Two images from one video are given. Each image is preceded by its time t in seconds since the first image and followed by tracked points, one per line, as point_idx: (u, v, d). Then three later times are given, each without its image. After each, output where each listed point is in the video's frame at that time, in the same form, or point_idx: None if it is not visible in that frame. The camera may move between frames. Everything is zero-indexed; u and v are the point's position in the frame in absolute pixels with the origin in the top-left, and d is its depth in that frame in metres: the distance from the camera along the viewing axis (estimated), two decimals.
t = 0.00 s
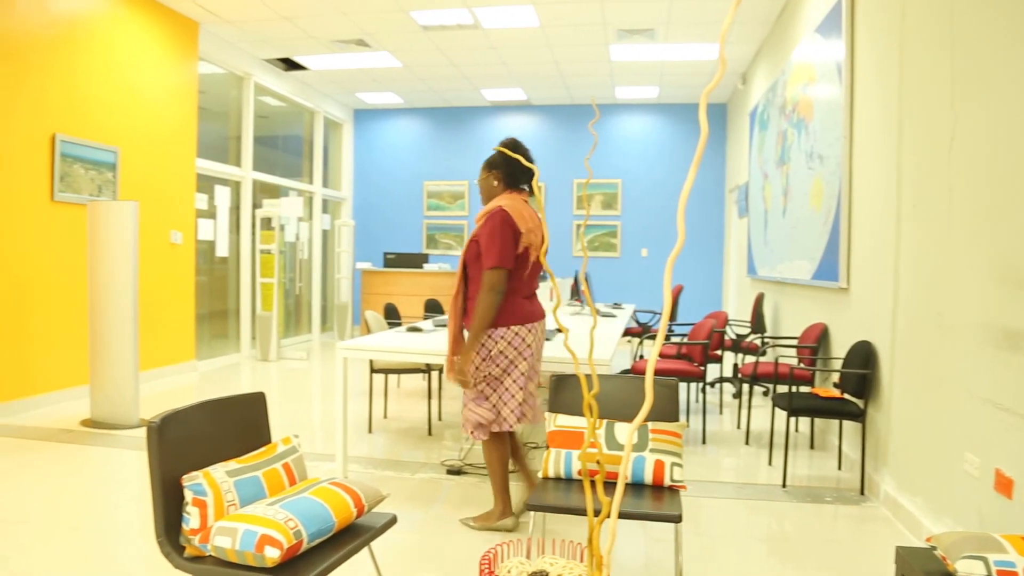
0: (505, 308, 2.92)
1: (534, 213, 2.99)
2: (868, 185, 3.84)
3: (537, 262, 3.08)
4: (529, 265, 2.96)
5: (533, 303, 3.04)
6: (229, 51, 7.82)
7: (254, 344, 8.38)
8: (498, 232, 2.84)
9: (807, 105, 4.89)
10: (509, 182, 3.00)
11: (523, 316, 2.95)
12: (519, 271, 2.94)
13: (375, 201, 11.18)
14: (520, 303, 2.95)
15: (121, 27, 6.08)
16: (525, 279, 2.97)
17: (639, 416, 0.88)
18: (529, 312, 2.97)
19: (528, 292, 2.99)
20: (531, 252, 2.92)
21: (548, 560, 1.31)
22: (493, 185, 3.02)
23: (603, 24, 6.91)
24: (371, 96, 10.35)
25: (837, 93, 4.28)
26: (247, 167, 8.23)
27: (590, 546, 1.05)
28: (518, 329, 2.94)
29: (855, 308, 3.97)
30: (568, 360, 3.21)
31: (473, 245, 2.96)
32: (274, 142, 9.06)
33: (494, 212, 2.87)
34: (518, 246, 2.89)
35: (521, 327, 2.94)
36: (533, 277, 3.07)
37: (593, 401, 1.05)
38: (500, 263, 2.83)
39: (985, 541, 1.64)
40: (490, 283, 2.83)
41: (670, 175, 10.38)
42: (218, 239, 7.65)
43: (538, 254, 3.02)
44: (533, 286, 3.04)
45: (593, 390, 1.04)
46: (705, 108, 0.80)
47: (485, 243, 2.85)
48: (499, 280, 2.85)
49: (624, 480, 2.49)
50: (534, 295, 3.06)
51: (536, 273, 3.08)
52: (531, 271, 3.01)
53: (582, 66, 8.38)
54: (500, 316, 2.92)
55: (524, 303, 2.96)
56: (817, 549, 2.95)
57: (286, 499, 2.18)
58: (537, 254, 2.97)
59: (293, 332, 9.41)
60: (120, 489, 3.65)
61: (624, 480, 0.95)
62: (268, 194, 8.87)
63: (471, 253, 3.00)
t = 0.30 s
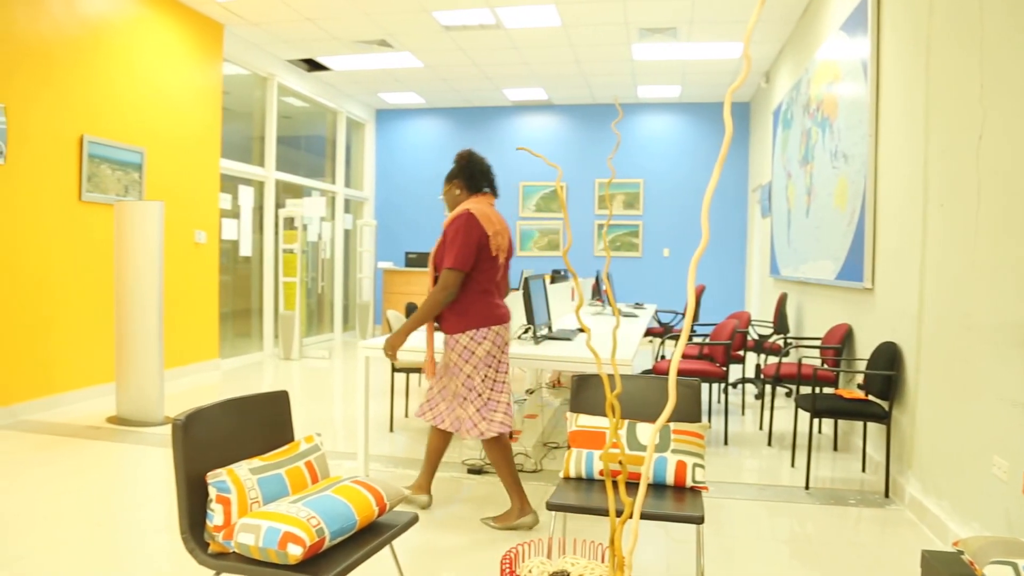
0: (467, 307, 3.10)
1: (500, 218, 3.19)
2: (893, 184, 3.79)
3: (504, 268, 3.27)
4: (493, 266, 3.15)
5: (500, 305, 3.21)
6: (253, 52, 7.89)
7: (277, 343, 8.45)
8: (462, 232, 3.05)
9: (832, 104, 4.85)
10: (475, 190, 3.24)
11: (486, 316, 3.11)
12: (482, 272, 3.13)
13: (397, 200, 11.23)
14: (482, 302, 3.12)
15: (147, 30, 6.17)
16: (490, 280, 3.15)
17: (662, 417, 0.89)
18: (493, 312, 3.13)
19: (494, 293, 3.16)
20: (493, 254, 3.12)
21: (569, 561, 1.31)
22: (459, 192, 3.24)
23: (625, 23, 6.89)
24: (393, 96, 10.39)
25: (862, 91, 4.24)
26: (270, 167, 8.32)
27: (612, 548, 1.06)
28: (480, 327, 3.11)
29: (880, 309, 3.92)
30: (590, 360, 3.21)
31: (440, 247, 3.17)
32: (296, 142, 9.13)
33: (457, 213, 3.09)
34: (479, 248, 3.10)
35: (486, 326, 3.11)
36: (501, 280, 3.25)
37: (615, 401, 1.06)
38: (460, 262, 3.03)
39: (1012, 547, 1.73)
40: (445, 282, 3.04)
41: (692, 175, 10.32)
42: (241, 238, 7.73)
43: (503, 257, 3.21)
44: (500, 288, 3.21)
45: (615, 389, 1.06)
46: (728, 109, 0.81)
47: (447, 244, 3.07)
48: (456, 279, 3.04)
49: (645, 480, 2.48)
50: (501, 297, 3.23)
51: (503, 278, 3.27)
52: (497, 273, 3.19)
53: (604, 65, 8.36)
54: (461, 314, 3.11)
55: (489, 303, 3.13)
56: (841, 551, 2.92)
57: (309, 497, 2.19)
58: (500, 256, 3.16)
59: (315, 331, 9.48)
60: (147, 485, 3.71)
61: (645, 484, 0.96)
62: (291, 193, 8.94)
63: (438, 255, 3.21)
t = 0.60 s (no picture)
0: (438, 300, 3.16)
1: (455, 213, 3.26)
2: (912, 184, 3.76)
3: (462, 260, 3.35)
4: (453, 259, 3.22)
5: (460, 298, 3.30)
6: (270, 53, 7.94)
7: (293, 342, 8.50)
8: (423, 230, 3.07)
9: (850, 102, 4.81)
10: (428, 187, 3.27)
11: (453, 308, 3.19)
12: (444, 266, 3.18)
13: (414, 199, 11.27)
14: (447, 296, 3.19)
15: (166, 31, 6.22)
16: (451, 274, 3.22)
17: (680, 416, 0.88)
18: (456, 304, 3.21)
19: (455, 285, 3.24)
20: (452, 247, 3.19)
21: (585, 561, 1.32)
22: (412, 191, 3.26)
23: (641, 23, 6.87)
24: (408, 96, 10.42)
25: (881, 90, 4.20)
26: (287, 167, 8.37)
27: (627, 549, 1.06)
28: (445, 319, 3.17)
29: (899, 310, 3.89)
30: (606, 360, 3.20)
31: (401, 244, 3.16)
32: (313, 142, 9.18)
33: (416, 211, 3.11)
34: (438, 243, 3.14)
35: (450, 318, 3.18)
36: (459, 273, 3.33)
37: (632, 402, 1.07)
38: (430, 258, 3.05)
39: None
40: (422, 277, 3.04)
41: (707, 174, 10.28)
42: (258, 238, 7.78)
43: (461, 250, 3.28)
44: (460, 281, 3.29)
45: (632, 389, 1.06)
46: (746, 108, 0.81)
47: (411, 242, 3.08)
48: (431, 274, 3.07)
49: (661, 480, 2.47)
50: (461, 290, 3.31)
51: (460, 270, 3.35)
52: (457, 267, 3.26)
53: (619, 64, 8.34)
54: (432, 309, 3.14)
55: (452, 296, 3.21)
56: (858, 553, 2.90)
57: (325, 495, 2.20)
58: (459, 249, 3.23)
59: (331, 330, 9.52)
60: (166, 482, 3.74)
61: (662, 484, 0.96)
62: (308, 193, 8.99)
63: (397, 253, 3.19)
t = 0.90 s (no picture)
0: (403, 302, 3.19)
1: (416, 217, 3.29)
2: (932, 183, 3.72)
3: (427, 261, 3.39)
4: (416, 262, 3.26)
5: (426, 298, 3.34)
6: (287, 54, 7.99)
7: (310, 342, 8.54)
8: (382, 236, 3.10)
9: (869, 101, 4.77)
10: (388, 194, 3.30)
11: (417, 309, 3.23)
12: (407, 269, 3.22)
13: (430, 200, 11.31)
14: (411, 299, 3.22)
15: (185, 33, 6.27)
16: (414, 276, 3.26)
17: (697, 418, 0.87)
18: (421, 305, 3.26)
19: (418, 286, 3.28)
20: (414, 251, 3.22)
21: (601, 561, 1.32)
22: (377, 200, 3.32)
23: (657, 22, 6.85)
24: (424, 97, 10.45)
25: (900, 88, 4.16)
26: (304, 167, 8.42)
27: (644, 552, 1.05)
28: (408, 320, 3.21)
29: (918, 310, 3.85)
30: (623, 361, 3.20)
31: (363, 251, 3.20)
32: (329, 143, 9.22)
33: (374, 218, 3.14)
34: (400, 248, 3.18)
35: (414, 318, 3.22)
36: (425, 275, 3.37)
37: (648, 401, 1.07)
38: (392, 262, 3.09)
39: None
40: (387, 280, 3.08)
41: (723, 174, 10.23)
42: (275, 238, 7.84)
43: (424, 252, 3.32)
44: (426, 282, 3.34)
45: (649, 389, 1.05)
46: (766, 108, 0.80)
47: (371, 248, 3.11)
48: (395, 276, 3.10)
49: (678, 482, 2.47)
50: (427, 290, 3.35)
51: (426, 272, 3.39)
52: (421, 268, 3.31)
53: (636, 63, 8.32)
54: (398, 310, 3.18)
55: (416, 297, 3.25)
56: (877, 556, 2.88)
57: (341, 494, 2.21)
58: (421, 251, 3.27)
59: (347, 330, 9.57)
60: (185, 479, 3.78)
61: (680, 485, 0.95)
62: (325, 193, 9.05)
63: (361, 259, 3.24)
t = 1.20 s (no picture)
0: (352, 292, 3.40)
1: (379, 212, 3.47)
2: (959, 182, 3.67)
3: (397, 253, 3.54)
4: (377, 253, 3.43)
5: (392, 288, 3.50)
6: (309, 55, 8.04)
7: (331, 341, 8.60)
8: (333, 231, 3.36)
9: (894, 99, 4.71)
10: (360, 194, 3.54)
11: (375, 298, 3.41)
12: (368, 261, 3.41)
13: (450, 200, 11.34)
14: (363, 289, 3.40)
15: (208, 35, 6.32)
16: (377, 267, 3.44)
17: (719, 421, 0.84)
18: (376, 295, 3.42)
19: (380, 277, 3.45)
20: (372, 243, 3.39)
21: (622, 563, 1.34)
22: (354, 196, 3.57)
23: (679, 21, 6.81)
24: (445, 97, 10.47)
25: (926, 85, 4.11)
26: (325, 168, 8.48)
27: (666, 553, 1.01)
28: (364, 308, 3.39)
29: (945, 311, 3.80)
30: (646, 362, 3.18)
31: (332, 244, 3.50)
32: (350, 143, 9.28)
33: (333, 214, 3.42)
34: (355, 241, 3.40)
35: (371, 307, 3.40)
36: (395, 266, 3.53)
37: (672, 402, 1.01)
38: (336, 255, 3.34)
39: None
40: (327, 271, 3.34)
41: (745, 173, 10.16)
42: (297, 238, 7.90)
43: (388, 244, 3.48)
44: (392, 273, 3.50)
45: (672, 389, 1.00)
46: (793, 101, 0.77)
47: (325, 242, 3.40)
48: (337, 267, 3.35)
49: (700, 483, 2.45)
50: (394, 281, 3.51)
51: (397, 264, 3.55)
52: (386, 260, 3.47)
53: (657, 63, 8.29)
54: (347, 300, 3.40)
55: (377, 287, 3.43)
56: (903, 560, 2.84)
57: (363, 493, 2.21)
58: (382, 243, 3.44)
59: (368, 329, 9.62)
60: (208, 476, 3.82)
61: (704, 486, 0.90)
62: (346, 193, 9.11)
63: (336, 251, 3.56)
